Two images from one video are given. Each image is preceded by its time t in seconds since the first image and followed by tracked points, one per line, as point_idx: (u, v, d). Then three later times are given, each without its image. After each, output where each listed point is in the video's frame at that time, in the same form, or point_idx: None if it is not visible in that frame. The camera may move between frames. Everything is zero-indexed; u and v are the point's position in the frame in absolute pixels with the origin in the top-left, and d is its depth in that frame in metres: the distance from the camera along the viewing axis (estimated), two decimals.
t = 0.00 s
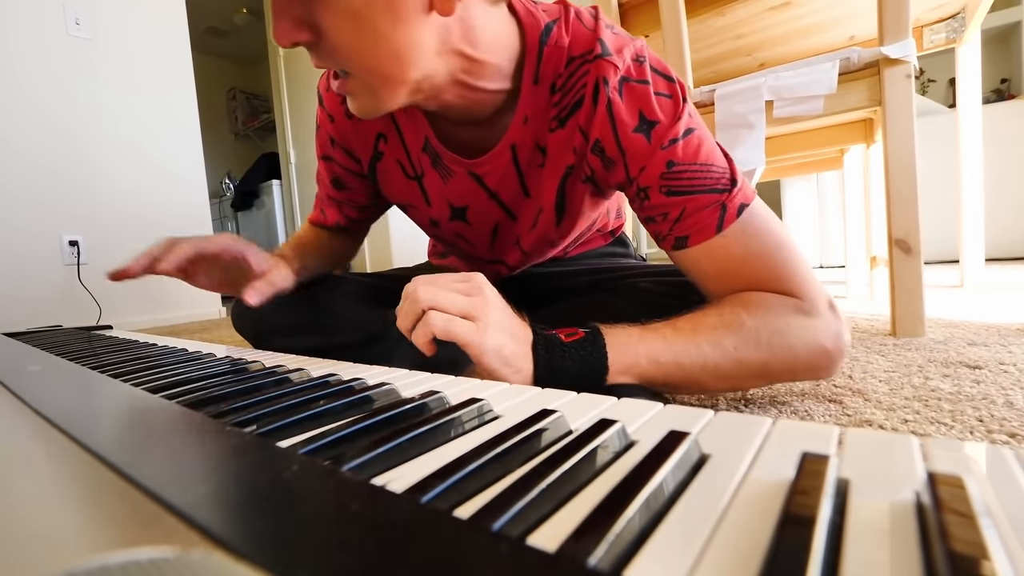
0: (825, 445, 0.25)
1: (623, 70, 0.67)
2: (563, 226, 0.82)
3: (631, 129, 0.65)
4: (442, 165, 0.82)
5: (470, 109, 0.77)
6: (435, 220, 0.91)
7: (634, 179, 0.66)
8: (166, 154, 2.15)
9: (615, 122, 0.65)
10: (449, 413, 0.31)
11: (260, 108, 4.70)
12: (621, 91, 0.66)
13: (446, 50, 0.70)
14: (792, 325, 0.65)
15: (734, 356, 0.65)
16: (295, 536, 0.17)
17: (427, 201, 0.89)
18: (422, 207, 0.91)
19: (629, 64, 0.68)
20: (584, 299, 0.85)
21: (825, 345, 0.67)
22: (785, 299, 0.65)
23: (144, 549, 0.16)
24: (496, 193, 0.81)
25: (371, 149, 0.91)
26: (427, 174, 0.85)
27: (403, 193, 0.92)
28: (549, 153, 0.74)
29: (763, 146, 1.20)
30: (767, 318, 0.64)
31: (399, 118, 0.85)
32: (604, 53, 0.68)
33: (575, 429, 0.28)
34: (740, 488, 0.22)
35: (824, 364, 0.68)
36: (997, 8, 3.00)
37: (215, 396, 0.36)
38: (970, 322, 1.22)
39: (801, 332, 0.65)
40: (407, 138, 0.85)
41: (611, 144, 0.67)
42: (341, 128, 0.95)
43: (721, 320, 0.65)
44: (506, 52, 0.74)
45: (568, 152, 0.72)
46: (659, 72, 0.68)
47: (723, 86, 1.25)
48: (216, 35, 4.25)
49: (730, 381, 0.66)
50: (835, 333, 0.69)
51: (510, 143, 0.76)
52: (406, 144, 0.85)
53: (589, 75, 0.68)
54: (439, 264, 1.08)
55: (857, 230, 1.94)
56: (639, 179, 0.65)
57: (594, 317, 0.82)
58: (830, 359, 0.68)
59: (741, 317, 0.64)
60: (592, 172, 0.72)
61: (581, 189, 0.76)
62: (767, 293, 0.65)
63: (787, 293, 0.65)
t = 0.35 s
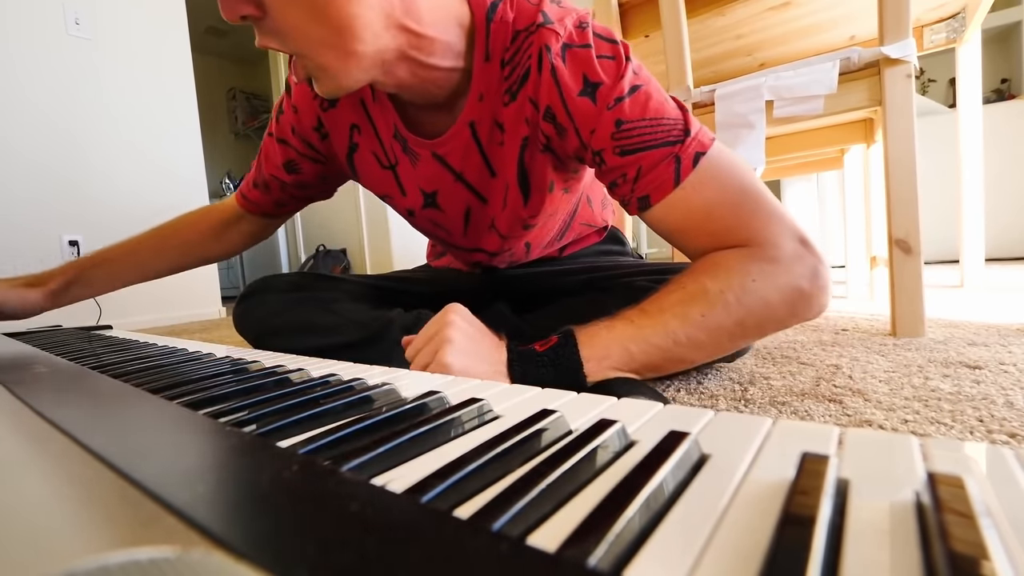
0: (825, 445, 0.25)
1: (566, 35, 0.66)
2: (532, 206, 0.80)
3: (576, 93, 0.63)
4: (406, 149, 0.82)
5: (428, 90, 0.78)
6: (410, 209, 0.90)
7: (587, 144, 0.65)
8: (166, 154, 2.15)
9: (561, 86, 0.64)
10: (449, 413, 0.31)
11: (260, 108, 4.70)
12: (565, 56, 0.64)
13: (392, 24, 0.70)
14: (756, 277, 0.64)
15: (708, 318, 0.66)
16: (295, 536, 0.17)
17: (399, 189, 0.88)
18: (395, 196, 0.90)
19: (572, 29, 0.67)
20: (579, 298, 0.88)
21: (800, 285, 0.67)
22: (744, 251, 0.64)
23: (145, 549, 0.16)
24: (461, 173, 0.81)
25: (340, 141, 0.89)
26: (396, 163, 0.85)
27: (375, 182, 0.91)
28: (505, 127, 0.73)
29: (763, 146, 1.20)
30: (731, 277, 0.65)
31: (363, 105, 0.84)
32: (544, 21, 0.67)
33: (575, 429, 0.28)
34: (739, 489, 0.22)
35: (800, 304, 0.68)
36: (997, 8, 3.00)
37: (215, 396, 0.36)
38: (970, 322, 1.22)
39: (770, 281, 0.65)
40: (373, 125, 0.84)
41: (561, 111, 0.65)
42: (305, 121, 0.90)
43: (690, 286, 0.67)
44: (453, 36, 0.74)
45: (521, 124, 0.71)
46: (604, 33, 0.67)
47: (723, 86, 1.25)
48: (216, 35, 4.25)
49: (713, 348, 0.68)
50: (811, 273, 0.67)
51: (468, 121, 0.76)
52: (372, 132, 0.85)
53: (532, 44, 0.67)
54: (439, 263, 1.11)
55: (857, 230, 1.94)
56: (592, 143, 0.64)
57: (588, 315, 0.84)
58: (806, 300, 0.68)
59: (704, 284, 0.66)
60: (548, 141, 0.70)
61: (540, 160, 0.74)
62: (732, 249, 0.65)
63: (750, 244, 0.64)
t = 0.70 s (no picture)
0: (825, 445, 0.25)
1: None
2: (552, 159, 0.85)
3: (612, 40, 0.71)
4: (442, 96, 0.87)
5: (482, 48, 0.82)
6: (435, 164, 0.94)
7: (608, 87, 0.71)
8: (166, 153, 2.15)
9: (599, 34, 0.72)
10: (449, 413, 0.31)
11: (260, 108, 4.69)
12: (604, 12, 0.74)
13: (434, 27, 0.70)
14: (725, 228, 0.62)
15: (689, 264, 0.60)
16: (296, 536, 0.17)
17: (427, 142, 0.93)
18: (422, 151, 0.94)
19: None
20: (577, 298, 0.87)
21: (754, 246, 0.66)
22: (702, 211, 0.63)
23: (145, 548, 0.16)
24: (493, 122, 0.86)
25: (383, 93, 0.95)
26: (432, 113, 0.90)
27: (405, 136, 0.96)
28: (541, 78, 0.80)
29: (763, 147, 1.21)
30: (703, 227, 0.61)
31: (408, 60, 0.90)
32: None
33: (575, 429, 0.28)
34: (741, 488, 0.22)
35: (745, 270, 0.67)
36: (997, 9, 3.01)
37: (215, 396, 0.36)
38: (970, 322, 1.22)
39: (735, 235, 0.63)
40: (415, 76, 0.90)
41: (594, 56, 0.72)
42: (358, 75, 0.97)
43: (667, 236, 0.62)
44: None
45: (557, 72, 0.78)
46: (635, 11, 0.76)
47: (723, 86, 1.25)
48: (217, 35, 4.25)
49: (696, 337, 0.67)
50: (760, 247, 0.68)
51: (507, 70, 0.82)
52: (414, 85, 0.91)
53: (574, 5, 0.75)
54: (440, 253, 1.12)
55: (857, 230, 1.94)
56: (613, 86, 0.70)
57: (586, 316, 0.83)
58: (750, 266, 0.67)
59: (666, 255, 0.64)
60: (576, 88, 0.76)
61: (567, 110, 0.80)
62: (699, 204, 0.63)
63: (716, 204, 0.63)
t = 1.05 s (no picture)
0: (825, 445, 0.25)
1: None
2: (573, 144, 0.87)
3: (641, 32, 0.74)
4: (476, 84, 0.88)
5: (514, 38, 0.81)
6: (462, 151, 0.95)
7: (632, 75, 0.74)
8: (167, 153, 2.15)
9: (629, 25, 0.75)
10: (449, 413, 0.31)
11: (260, 108, 4.69)
12: (636, 7, 0.77)
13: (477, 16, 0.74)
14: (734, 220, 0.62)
15: (702, 247, 0.59)
16: (295, 535, 0.17)
17: (456, 130, 0.93)
18: (449, 139, 0.95)
19: None
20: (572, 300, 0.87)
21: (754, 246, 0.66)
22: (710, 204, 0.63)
23: (145, 549, 0.16)
24: (525, 110, 0.87)
25: (412, 80, 0.95)
26: (462, 101, 0.90)
27: (431, 125, 0.96)
28: (571, 67, 0.82)
29: (763, 147, 1.21)
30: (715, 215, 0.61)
31: (439, 47, 0.90)
32: None
33: (575, 429, 0.28)
34: (746, 488, 0.22)
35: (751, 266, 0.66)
36: (998, 9, 3.00)
37: (215, 396, 0.36)
38: (970, 322, 1.22)
39: (744, 229, 0.63)
40: (447, 64, 0.90)
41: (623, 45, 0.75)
42: (391, 60, 0.97)
43: (682, 217, 0.60)
44: None
45: (587, 60, 0.80)
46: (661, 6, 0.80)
47: (724, 86, 1.26)
48: (217, 35, 4.25)
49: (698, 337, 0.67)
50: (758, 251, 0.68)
51: (542, 58, 0.83)
52: (445, 73, 0.91)
53: None
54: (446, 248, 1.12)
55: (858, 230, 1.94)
56: (637, 75, 0.73)
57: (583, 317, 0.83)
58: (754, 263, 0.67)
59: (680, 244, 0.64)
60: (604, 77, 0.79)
61: (592, 97, 0.82)
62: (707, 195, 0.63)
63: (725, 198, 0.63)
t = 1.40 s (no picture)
0: (825, 444, 0.25)
1: None
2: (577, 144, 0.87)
3: (646, 32, 0.74)
4: (479, 84, 0.88)
5: (509, 36, 0.83)
6: (465, 150, 0.95)
7: (636, 75, 0.74)
8: (167, 153, 2.15)
9: (634, 26, 0.75)
10: (449, 413, 0.31)
11: (260, 108, 4.69)
12: (640, 7, 0.76)
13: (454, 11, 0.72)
14: (736, 218, 0.62)
15: (704, 249, 0.59)
16: (296, 536, 0.17)
17: (458, 129, 0.93)
18: (452, 138, 0.95)
19: None
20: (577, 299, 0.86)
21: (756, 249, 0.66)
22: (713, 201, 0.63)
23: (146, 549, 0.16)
24: (528, 110, 0.87)
25: (412, 78, 0.95)
26: (464, 101, 0.90)
27: (432, 124, 0.96)
28: (575, 67, 0.82)
29: (763, 147, 1.21)
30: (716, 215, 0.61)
31: (441, 47, 0.90)
32: None
33: (575, 429, 0.28)
34: (745, 488, 0.22)
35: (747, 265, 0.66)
36: (997, 9, 3.01)
37: (215, 396, 0.36)
38: (970, 322, 1.22)
39: (745, 227, 0.63)
40: (448, 63, 0.90)
41: (627, 44, 0.75)
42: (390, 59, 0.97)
43: (686, 216, 0.60)
44: None
45: (591, 59, 0.80)
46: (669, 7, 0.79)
47: (724, 86, 1.26)
48: (217, 35, 4.25)
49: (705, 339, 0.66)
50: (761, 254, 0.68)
51: (546, 57, 0.83)
52: (446, 72, 0.91)
53: None
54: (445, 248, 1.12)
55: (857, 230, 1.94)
56: (641, 74, 0.73)
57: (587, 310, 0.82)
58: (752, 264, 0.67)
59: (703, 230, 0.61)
60: (607, 76, 0.79)
61: (596, 95, 0.82)
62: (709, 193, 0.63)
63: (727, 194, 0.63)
